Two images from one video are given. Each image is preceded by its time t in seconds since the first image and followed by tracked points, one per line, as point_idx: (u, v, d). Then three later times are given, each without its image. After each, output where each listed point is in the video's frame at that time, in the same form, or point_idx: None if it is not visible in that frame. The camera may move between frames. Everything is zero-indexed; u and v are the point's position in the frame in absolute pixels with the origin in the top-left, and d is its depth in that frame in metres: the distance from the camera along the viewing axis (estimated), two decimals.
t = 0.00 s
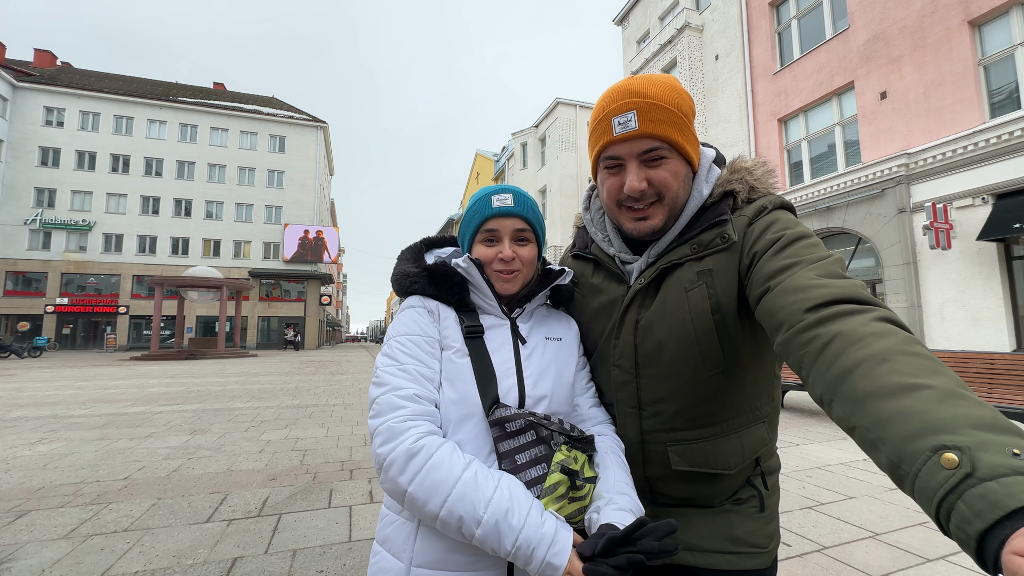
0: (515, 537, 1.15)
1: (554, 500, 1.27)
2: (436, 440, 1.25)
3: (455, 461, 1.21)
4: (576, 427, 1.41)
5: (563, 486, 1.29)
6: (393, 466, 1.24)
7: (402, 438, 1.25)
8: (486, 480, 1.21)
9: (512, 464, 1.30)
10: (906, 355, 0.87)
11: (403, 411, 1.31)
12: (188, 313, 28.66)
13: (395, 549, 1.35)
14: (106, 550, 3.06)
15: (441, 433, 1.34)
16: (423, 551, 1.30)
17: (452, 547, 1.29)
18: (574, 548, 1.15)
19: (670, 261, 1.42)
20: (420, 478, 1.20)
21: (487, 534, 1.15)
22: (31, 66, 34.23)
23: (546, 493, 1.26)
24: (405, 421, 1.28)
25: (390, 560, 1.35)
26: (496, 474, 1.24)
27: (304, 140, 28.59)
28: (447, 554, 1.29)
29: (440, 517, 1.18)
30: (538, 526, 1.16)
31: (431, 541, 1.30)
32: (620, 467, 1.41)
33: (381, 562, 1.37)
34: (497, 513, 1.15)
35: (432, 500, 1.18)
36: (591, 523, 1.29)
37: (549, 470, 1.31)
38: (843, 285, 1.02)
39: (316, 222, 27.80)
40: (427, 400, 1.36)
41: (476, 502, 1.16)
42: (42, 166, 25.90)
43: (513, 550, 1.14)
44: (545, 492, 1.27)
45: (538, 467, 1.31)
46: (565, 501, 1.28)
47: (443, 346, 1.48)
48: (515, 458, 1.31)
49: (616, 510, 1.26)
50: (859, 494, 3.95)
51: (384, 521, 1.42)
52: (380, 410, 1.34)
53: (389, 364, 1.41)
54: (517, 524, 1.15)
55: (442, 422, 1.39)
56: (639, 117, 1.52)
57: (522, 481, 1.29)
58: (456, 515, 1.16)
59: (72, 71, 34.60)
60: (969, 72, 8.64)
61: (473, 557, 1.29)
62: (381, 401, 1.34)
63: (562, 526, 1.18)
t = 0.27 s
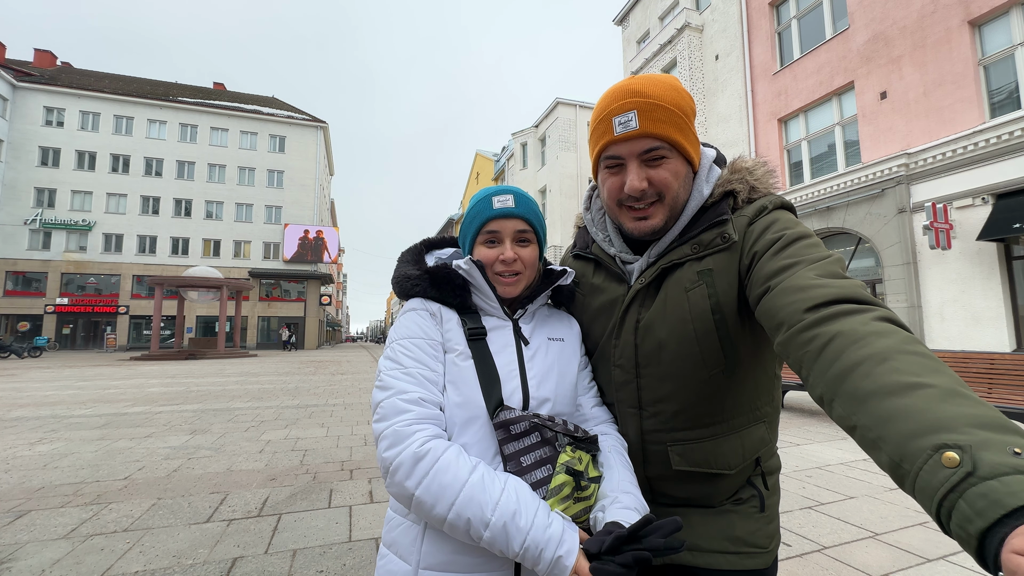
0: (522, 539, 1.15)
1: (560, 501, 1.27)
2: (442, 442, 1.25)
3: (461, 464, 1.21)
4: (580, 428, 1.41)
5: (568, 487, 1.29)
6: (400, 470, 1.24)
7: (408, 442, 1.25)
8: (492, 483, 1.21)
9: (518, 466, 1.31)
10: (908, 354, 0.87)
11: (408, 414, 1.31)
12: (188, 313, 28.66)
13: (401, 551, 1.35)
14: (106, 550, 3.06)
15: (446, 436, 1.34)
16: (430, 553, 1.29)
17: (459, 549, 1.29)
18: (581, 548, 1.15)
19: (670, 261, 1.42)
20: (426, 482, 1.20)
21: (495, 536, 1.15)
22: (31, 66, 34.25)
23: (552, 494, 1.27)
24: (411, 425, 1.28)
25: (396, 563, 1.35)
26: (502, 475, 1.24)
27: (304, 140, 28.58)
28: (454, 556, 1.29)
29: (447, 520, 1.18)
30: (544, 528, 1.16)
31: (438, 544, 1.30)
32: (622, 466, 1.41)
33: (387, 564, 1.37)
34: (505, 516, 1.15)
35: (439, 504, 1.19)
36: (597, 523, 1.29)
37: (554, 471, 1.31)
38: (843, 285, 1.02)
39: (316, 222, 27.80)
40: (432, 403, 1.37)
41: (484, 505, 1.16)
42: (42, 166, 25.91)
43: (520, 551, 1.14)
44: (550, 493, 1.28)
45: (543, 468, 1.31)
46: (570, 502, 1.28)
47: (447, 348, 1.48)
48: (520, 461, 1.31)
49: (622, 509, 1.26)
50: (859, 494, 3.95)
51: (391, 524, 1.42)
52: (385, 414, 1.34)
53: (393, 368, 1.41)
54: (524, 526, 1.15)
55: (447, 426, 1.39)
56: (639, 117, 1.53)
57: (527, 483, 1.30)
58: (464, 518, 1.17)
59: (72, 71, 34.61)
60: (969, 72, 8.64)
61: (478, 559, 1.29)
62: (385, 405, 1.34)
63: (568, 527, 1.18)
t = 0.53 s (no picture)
0: (518, 541, 1.15)
1: (556, 501, 1.27)
2: (439, 442, 1.25)
3: (459, 464, 1.22)
4: (577, 429, 1.41)
5: (565, 488, 1.29)
6: (398, 469, 1.24)
7: (406, 441, 1.25)
8: (489, 484, 1.21)
9: (514, 466, 1.31)
10: (904, 355, 0.87)
11: (407, 414, 1.31)
12: (188, 313, 28.66)
13: (400, 549, 1.36)
14: (106, 550, 3.06)
15: (445, 436, 1.34)
16: (428, 551, 1.30)
17: (457, 548, 1.30)
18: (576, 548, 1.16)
19: (670, 261, 1.42)
20: (424, 481, 1.20)
21: (491, 536, 1.15)
22: (31, 66, 34.22)
23: (548, 495, 1.27)
24: (409, 424, 1.29)
25: (395, 560, 1.36)
26: (499, 477, 1.24)
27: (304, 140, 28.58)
28: (452, 555, 1.29)
29: (444, 519, 1.18)
30: (540, 530, 1.16)
31: (436, 542, 1.30)
32: (621, 467, 1.41)
33: (386, 562, 1.38)
34: (501, 516, 1.16)
35: (437, 503, 1.19)
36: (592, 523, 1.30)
37: (551, 472, 1.31)
38: (841, 284, 1.02)
39: (316, 222, 27.81)
40: (431, 404, 1.37)
41: (480, 505, 1.16)
42: (42, 166, 25.90)
43: (516, 551, 1.15)
44: (547, 493, 1.28)
45: (540, 469, 1.31)
46: (567, 503, 1.29)
47: (446, 348, 1.48)
48: (517, 461, 1.31)
49: (617, 509, 1.26)
50: (859, 494, 3.95)
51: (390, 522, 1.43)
52: (383, 413, 1.34)
53: (392, 367, 1.41)
54: (520, 527, 1.16)
55: (445, 426, 1.39)
56: (636, 117, 1.53)
57: (524, 483, 1.30)
58: (461, 517, 1.17)
59: (71, 70, 34.61)
60: (969, 72, 8.64)
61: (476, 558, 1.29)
62: (385, 405, 1.35)
63: (564, 527, 1.18)
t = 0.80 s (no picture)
0: (512, 542, 1.15)
1: (549, 502, 1.26)
2: (438, 443, 1.25)
3: (457, 465, 1.22)
4: (572, 430, 1.40)
5: (558, 488, 1.28)
6: (396, 468, 1.24)
7: (405, 440, 1.26)
8: (485, 485, 1.21)
9: (508, 467, 1.31)
10: (913, 356, 0.87)
11: (408, 414, 1.31)
12: (188, 313, 28.66)
13: (398, 545, 1.36)
14: (106, 550, 3.06)
15: (444, 436, 1.35)
16: (425, 549, 1.30)
17: (454, 546, 1.30)
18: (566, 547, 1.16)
19: (673, 263, 1.42)
20: (421, 481, 1.20)
21: (485, 538, 1.15)
22: (32, 67, 34.22)
23: (541, 495, 1.26)
24: (408, 424, 1.29)
25: (393, 558, 1.36)
26: (495, 478, 1.25)
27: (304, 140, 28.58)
28: (449, 554, 1.29)
29: (440, 519, 1.18)
30: (532, 532, 1.16)
31: (431, 540, 1.30)
32: (619, 469, 1.41)
33: (384, 559, 1.38)
34: (495, 518, 1.16)
35: (433, 503, 1.19)
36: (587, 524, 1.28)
37: (544, 472, 1.30)
38: (846, 286, 1.01)
39: (316, 222, 27.80)
40: (431, 404, 1.37)
41: (475, 507, 1.16)
42: (42, 166, 25.90)
43: (510, 551, 1.15)
44: (540, 494, 1.26)
45: (533, 470, 1.31)
46: (560, 502, 1.28)
47: (445, 348, 1.48)
48: (511, 461, 1.31)
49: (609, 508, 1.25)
50: (859, 494, 3.95)
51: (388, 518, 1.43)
52: (383, 412, 1.34)
53: (391, 367, 1.41)
54: (512, 530, 1.16)
55: (445, 426, 1.39)
56: (629, 125, 1.51)
57: (518, 484, 1.29)
58: (456, 518, 1.17)
59: (72, 71, 34.62)
60: (969, 72, 8.64)
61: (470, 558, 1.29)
62: (385, 402, 1.35)
63: (555, 528, 1.18)
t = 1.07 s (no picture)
0: (510, 544, 1.15)
1: (551, 502, 1.26)
2: (439, 446, 1.26)
3: (456, 468, 1.22)
4: (572, 430, 1.40)
5: (560, 489, 1.28)
6: (397, 471, 1.24)
7: (405, 444, 1.26)
8: (484, 489, 1.20)
9: (510, 469, 1.31)
10: (933, 367, 0.87)
11: (407, 417, 1.31)
12: (188, 313, 28.66)
13: (401, 546, 1.36)
14: (106, 550, 3.06)
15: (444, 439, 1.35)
16: (427, 549, 1.30)
17: (457, 546, 1.30)
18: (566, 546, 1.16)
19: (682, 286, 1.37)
20: (422, 484, 1.20)
21: (486, 540, 1.16)
22: (32, 66, 34.22)
23: (543, 496, 1.26)
24: (408, 427, 1.29)
25: (396, 557, 1.36)
26: (495, 481, 1.24)
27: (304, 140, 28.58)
28: (451, 554, 1.29)
29: (439, 522, 1.18)
30: (531, 533, 1.16)
31: (433, 543, 1.30)
32: (619, 467, 1.41)
33: (386, 560, 1.38)
34: (496, 521, 1.16)
35: (434, 505, 1.19)
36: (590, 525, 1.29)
37: (546, 473, 1.31)
38: (869, 303, 1.00)
39: (316, 222, 27.80)
40: (431, 408, 1.37)
41: (476, 509, 1.17)
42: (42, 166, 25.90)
43: (510, 551, 1.15)
44: (542, 495, 1.26)
45: (535, 471, 1.31)
46: (562, 503, 1.28)
47: (444, 351, 1.48)
48: (513, 463, 1.31)
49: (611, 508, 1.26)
50: (859, 494, 3.95)
51: (389, 521, 1.43)
52: (383, 417, 1.34)
53: (390, 370, 1.41)
54: (513, 531, 1.16)
55: (445, 429, 1.40)
56: (627, 242, 1.33)
57: (520, 484, 1.30)
58: (456, 521, 1.17)
59: (72, 71, 34.62)
60: (969, 72, 8.64)
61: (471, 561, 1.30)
62: (384, 406, 1.35)
63: (553, 527, 1.18)
